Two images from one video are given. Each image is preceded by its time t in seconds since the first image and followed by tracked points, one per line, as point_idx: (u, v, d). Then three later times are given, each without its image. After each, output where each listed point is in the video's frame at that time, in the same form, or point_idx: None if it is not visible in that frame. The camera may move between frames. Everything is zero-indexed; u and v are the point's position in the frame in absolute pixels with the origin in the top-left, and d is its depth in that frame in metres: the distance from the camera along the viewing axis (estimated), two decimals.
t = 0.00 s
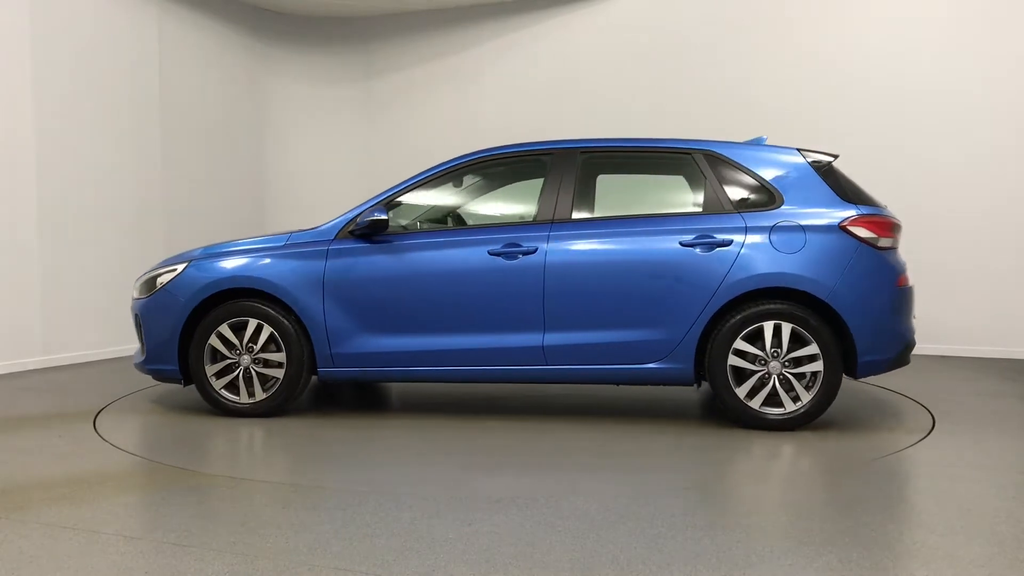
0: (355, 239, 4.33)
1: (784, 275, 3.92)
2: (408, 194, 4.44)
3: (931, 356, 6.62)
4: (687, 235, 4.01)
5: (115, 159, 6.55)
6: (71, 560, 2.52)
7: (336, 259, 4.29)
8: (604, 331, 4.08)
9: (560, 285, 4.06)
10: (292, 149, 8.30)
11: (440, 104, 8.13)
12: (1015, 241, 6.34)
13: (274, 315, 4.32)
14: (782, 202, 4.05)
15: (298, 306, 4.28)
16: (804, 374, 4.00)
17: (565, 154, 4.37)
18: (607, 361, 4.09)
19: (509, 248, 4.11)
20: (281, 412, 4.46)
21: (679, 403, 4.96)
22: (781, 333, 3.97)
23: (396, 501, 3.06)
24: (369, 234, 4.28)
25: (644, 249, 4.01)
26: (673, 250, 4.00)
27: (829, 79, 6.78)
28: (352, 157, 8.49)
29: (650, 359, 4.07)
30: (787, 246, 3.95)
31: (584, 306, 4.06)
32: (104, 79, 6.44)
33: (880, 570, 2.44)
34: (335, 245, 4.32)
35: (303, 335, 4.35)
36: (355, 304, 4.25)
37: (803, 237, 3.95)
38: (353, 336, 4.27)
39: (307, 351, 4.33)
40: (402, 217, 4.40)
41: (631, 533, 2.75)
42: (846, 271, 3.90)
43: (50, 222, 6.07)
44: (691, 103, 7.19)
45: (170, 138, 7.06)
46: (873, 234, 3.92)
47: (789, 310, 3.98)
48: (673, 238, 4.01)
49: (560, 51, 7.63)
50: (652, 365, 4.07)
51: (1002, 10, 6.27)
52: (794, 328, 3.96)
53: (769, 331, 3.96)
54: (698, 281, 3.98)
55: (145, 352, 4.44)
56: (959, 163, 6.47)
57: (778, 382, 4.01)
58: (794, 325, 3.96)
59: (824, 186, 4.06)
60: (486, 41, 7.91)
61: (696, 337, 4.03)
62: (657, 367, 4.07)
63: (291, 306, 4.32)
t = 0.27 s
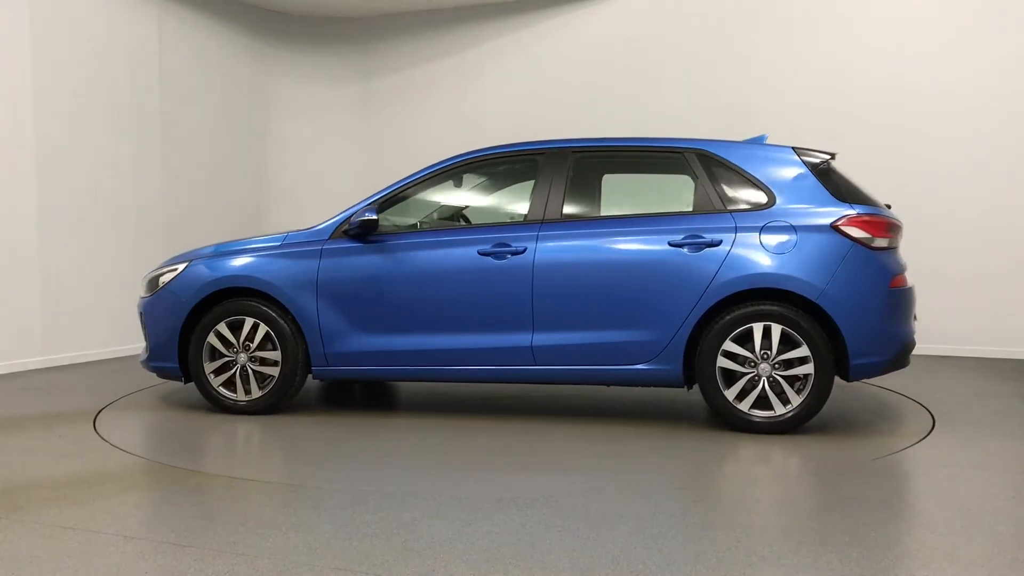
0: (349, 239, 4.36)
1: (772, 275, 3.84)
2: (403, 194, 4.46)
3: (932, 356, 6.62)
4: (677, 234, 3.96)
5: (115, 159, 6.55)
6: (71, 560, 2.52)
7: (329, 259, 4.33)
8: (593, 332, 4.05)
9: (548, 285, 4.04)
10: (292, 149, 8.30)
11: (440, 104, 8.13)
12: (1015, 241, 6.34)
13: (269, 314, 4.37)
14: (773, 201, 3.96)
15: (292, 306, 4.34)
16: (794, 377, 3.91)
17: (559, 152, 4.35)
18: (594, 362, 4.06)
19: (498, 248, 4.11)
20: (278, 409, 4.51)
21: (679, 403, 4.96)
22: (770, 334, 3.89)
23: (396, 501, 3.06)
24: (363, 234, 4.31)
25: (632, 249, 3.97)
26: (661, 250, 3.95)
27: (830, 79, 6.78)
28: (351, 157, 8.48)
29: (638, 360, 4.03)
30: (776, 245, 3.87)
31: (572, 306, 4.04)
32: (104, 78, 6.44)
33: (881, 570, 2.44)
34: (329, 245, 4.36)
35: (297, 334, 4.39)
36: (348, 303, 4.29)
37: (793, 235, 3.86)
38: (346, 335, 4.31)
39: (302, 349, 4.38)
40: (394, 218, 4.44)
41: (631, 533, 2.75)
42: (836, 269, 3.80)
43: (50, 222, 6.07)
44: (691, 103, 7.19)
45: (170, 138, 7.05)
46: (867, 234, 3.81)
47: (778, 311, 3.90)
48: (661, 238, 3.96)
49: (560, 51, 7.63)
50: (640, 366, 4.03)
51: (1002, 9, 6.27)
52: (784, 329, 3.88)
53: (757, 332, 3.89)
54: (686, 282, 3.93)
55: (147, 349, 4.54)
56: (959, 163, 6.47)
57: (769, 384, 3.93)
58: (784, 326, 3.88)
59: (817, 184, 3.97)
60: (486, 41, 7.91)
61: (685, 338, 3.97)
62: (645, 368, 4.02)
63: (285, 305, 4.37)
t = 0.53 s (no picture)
0: (343, 239, 4.41)
1: (759, 276, 3.78)
2: (397, 195, 4.49)
3: (931, 356, 6.62)
4: (665, 235, 3.92)
5: (115, 159, 6.54)
6: (71, 560, 2.52)
7: (324, 259, 4.39)
8: (581, 333, 4.03)
9: (536, 285, 4.04)
10: (292, 149, 8.30)
11: (440, 104, 8.13)
12: (1014, 241, 6.35)
13: (266, 313, 4.45)
14: (764, 200, 3.91)
15: (287, 305, 4.41)
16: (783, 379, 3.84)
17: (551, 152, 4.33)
18: (581, 363, 4.05)
19: (487, 248, 4.13)
20: (274, 407, 4.57)
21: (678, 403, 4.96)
22: (759, 336, 3.83)
23: (396, 501, 3.06)
24: (356, 234, 4.36)
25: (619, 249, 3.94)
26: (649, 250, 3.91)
27: (830, 79, 6.78)
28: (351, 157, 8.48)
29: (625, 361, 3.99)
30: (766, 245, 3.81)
31: (559, 307, 4.03)
32: (104, 78, 6.44)
33: (880, 570, 2.44)
34: (324, 245, 4.42)
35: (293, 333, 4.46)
36: (341, 302, 4.35)
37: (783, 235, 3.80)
38: (339, 334, 4.37)
39: (298, 348, 4.46)
40: (388, 218, 4.48)
41: (630, 533, 2.75)
42: (827, 269, 3.73)
43: (50, 222, 6.07)
44: (691, 103, 7.19)
45: (170, 138, 7.05)
46: (859, 234, 3.73)
47: (767, 312, 3.83)
48: (649, 237, 3.93)
49: (559, 51, 7.63)
50: (626, 367, 4.00)
51: (1002, 9, 6.27)
52: (772, 331, 3.81)
53: (746, 334, 3.83)
54: (673, 283, 3.89)
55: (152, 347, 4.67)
56: (959, 163, 6.47)
57: (757, 387, 3.87)
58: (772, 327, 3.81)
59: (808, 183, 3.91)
60: (486, 41, 7.91)
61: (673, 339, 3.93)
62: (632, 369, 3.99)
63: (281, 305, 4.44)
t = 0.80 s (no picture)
0: (339, 239, 4.45)
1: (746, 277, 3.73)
2: (390, 196, 4.50)
3: (932, 356, 6.62)
4: (652, 234, 3.89)
5: (115, 159, 6.55)
6: (71, 560, 2.52)
7: (319, 259, 4.43)
8: (569, 333, 4.02)
9: (524, 284, 4.04)
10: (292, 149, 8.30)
11: (440, 104, 8.13)
12: (1015, 241, 6.34)
13: (264, 312, 4.49)
14: (752, 199, 3.85)
15: (284, 304, 4.46)
16: (770, 381, 3.78)
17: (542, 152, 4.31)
18: (570, 362, 4.03)
19: (477, 248, 4.13)
20: (272, 404, 4.61)
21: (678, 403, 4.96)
22: (747, 337, 3.78)
23: (396, 502, 3.05)
24: (351, 235, 4.39)
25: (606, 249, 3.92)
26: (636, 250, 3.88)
27: (830, 79, 6.78)
28: (352, 157, 8.49)
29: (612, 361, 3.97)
30: (754, 245, 3.75)
31: (548, 306, 4.02)
32: (104, 78, 6.44)
33: (880, 570, 2.44)
34: (319, 245, 4.46)
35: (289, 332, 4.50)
36: (336, 302, 4.39)
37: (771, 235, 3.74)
38: (334, 333, 4.41)
39: (295, 347, 4.50)
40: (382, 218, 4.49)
41: (630, 533, 2.75)
42: (815, 270, 3.66)
43: (50, 222, 6.07)
44: (691, 103, 7.19)
45: (170, 138, 7.05)
46: (849, 234, 3.65)
47: (754, 313, 3.77)
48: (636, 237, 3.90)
49: (559, 51, 7.63)
50: (613, 368, 3.98)
51: (1002, 9, 6.27)
52: (760, 333, 3.76)
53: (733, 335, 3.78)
54: (658, 282, 3.86)
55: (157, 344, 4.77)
56: (959, 163, 6.47)
57: (743, 389, 3.82)
58: (760, 329, 3.75)
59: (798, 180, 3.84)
60: (486, 41, 7.90)
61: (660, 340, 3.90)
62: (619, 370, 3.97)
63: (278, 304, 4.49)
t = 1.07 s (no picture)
0: (335, 240, 4.47)
1: (730, 277, 3.69)
2: (388, 197, 4.53)
3: (932, 356, 6.62)
4: (638, 235, 3.87)
5: (114, 159, 6.55)
6: (71, 560, 2.52)
7: (316, 259, 4.46)
8: (559, 333, 4.01)
9: (514, 284, 4.04)
10: (292, 149, 8.30)
11: (440, 104, 8.12)
12: (1014, 241, 6.34)
13: (262, 310, 4.53)
14: (739, 201, 3.82)
15: (282, 303, 4.49)
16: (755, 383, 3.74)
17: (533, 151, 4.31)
18: (558, 363, 4.02)
19: (469, 248, 4.14)
20: (272, 402, 4.65)
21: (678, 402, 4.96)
22: (731, 338, 3.75)
23: (396, 501, 3.05)
24: (347, 235, 4.42)
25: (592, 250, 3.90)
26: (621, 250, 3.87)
27: (830, 79, 6.78)
28: (352, 157, 8.49)
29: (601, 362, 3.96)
30: (739, 247, 3.72)
31: (537, 307, 4.01)
32: (104, 78, 6.44)
33: (880, 570, 2.44)
34: (317, 245, 4.49)
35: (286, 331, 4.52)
36: (332, 301, 4.41)
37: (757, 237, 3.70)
38: (331, 331, 4.42)
39: (293, 346, 4.53)
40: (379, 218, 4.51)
41: (629, 532, 2.75)
42: (801, 272, 3.61)
43: (50, 222, 6.08)
44: (691, 103, 7.19)
45: (170, 138, 7.06)
46: (838, 234, 3.60)
47: (739, 314, 3.74)
48: (622, 238, 3.89)
49: (559, 51, 7.63)
50: (600, 369, 3.97)
51: (1002, 9, 6.27)
52: (744, 334, 3.73)
53: (717, 336, 3.75)
54: (644, 283, 3.84)
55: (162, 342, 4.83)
56: (959, 163, 6.47)
57: (729, 390, 3.79)
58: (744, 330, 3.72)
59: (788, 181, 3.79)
60: (486, 41, 7.90)
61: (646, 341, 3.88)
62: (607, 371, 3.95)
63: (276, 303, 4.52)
